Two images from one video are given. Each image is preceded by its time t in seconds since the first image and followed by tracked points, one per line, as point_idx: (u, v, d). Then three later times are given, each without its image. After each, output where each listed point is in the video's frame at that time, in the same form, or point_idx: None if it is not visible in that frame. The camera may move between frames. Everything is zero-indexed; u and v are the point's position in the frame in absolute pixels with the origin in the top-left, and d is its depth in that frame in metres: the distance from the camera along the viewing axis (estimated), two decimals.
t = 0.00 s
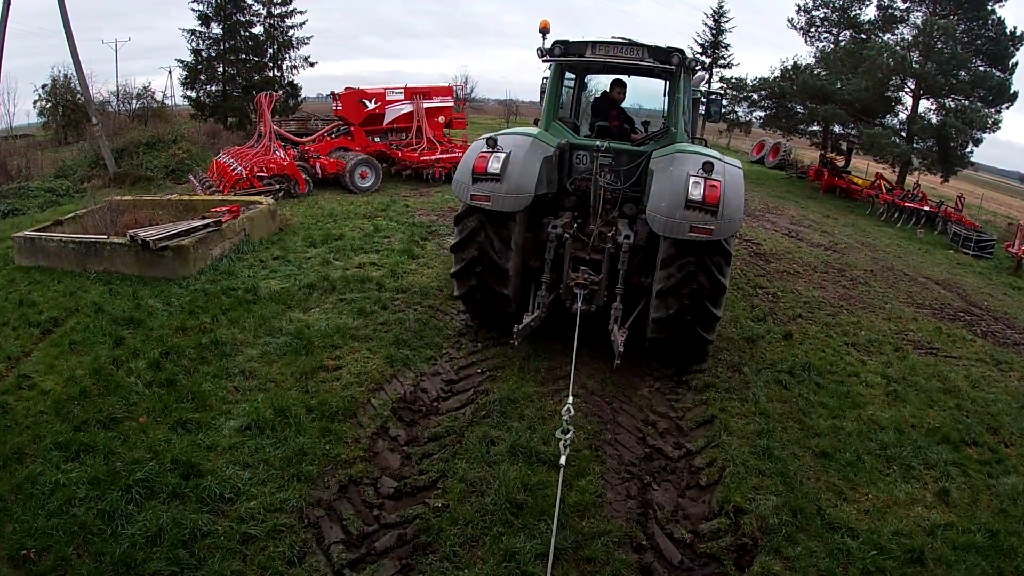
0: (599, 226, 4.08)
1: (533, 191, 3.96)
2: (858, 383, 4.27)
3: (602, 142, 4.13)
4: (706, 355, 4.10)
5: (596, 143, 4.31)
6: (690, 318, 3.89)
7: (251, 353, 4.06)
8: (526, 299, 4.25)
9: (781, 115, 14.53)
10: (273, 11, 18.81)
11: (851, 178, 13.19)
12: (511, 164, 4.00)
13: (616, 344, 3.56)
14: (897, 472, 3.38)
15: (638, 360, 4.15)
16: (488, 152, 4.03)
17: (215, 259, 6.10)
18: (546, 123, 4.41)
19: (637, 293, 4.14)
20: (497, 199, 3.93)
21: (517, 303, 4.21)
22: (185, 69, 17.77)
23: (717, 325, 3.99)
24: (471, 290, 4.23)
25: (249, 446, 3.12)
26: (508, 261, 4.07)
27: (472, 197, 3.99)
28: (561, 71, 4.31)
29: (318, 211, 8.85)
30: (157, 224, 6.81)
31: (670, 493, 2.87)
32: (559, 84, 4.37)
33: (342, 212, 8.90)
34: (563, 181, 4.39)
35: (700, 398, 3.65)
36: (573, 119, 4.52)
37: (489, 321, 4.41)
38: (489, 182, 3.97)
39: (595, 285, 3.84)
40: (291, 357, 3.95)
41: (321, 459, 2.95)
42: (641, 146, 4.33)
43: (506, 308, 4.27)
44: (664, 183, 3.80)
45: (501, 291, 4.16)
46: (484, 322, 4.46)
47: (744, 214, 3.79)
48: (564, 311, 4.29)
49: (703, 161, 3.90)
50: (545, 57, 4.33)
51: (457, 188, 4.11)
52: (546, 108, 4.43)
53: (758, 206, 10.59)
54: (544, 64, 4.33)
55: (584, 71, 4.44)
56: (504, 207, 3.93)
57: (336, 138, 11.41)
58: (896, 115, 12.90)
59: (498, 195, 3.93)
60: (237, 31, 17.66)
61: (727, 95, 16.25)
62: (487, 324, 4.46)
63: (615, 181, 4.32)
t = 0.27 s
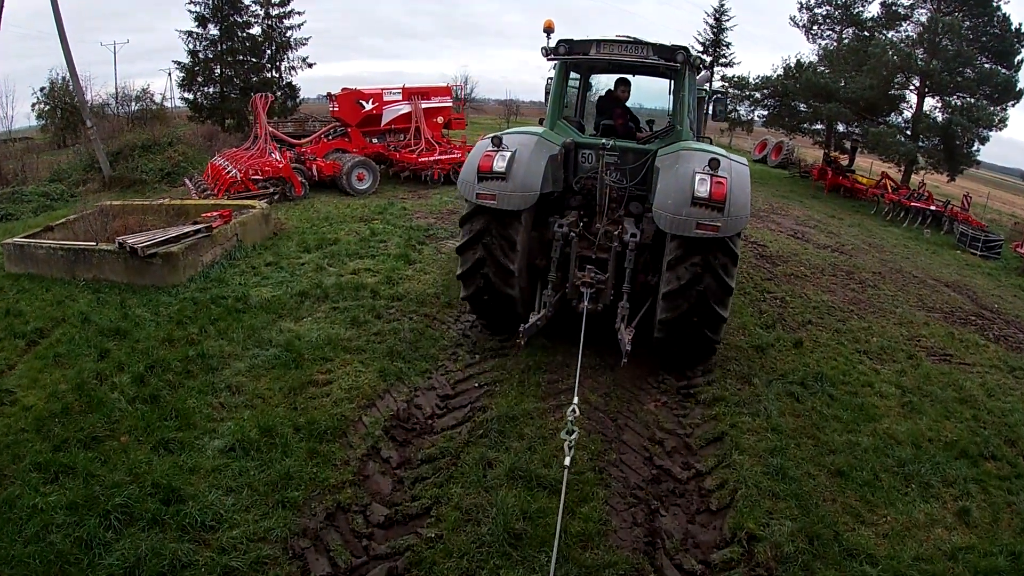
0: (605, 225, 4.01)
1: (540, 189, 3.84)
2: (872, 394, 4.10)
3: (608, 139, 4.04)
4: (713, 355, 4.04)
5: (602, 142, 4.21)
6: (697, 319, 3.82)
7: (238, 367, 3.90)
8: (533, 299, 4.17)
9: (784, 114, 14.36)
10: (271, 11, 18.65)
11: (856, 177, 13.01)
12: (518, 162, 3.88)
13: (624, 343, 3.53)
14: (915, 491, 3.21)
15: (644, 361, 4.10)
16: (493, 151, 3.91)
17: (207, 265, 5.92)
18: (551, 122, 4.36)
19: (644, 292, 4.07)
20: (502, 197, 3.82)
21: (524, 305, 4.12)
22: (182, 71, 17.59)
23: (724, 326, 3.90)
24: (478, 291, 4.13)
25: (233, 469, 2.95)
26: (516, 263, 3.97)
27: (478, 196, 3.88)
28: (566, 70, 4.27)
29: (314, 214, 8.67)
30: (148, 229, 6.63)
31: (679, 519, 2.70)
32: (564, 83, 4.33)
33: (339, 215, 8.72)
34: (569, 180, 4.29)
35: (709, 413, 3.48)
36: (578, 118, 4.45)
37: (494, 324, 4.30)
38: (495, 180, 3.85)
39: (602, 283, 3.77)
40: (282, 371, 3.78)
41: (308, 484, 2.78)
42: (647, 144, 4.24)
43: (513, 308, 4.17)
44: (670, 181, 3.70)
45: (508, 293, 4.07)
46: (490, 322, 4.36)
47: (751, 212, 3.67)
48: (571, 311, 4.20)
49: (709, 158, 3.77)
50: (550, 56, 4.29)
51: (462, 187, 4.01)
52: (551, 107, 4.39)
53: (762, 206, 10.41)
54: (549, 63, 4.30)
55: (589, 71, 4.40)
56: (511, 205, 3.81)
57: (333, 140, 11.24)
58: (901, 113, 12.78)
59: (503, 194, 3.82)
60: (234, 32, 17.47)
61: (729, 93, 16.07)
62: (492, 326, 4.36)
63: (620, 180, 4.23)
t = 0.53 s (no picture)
0: (615, 224, 4.00)
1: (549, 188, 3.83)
2: (889, 408, 3.93)
3: (618, 138, 4.01)
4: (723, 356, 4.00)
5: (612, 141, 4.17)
6: (707, 320, 3.78)
7: (227, 383, 3.72)
8: (543, 299, 4.16)
9: (788, 113, 14.20)
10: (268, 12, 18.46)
11: (860, 177, 12.84)
12: (527, 161, 3.88)
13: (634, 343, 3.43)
14: (937, 512, 3.03)
15: (653, 362, 4.06)
16: (503, 149, 3.91)
17: (198, 273, 5.75)
18: (560, 120, 4.32)
19: (654, 292, 4.04)
20: (512, 195, 3.82)
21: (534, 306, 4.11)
22: (179, 72, 17.40)
23: (735, 327, 3.85)
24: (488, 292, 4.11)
25: (220, 496, 2.77)
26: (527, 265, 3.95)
27: (487, 194, 3.88)
28: (575, 69, 4.25)
29: (310, 217, 8.51)
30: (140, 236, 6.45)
31: (694, 549, 2.54)
32: (573, 84, 4.30)
33: (335, 218, 8.53)
34: (578, 180, 4.27)
35: (722, 431, 3.30)
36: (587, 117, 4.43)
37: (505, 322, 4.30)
38: (505, 179, 3.85)
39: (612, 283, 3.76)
40: (272, 386, 3.61)
41: (298, 515, 2.61)
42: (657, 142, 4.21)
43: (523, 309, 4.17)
44: (681, 178, 3.65)
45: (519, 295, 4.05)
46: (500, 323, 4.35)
47: (763, 210, 3.63)
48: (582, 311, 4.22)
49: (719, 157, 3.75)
50: (559, 56, 4.28)
51: (472, 185, 4.01)
52: (560, 106, 4.34)
53: (767, 207, 10.23)
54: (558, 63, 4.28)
55: (597, 71, 4.38)
56: (519, 203, 3.80)
57: (330, 142, 11.05)
58: (905, 112, 12.62)
59: (513, 192, 3.81)
60: (231, 33, 17.28)
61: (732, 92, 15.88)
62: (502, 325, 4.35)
63: (630, 179, 4.17)
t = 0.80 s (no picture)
0: (630, 221, 3.97)
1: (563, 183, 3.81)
2: (911, 422, 3.74)
3: (633, 135, 4.00)
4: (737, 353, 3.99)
5: (626, 137, 4.17)
6: (723, 317, 3.75)
7: (216, 396, 3.53)
8: (555, 297, 4.15)
9: (794, 111, 14.00)
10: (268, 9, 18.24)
11: (867, 176, 12.65)
12: (542, 155, 3.85)
13: (648, 341, 3.45)
14: (965, 536, 2.84)
15: (666, 359, 4.05)
16: (517, 143, 3.89)
17: (190, 275, 5.55)
18: (574, 115, 4.33)
19: (668, 290, 4.03)
20: (526, 190, 3.79)
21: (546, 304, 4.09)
22: (178, 69, 17.18)
23: (751, 325, 3.83)
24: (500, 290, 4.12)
25: (203, 524, 2.59)
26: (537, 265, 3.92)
27: (500, 188, 3.86)
28: (589, 65, 4.29)
29: (307, 217, 8.32)
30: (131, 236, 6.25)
31: None
32: (587, 79, 4.34)
33: (333, 217, 8.32)
34: (591, 176, 4.25)
35: (741, 449, 3.11)
36: (601, 112, 4.45)
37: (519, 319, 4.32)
38: (519, 173, 3.83)
39: (626, 281, 3.73)
40: (263, 399, 3.42)
41: (287, 547, 2.42)
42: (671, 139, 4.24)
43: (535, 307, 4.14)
44: (697, 174, 3.65)
45: (531, 293, 4.02)
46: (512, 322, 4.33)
47: (779, 206, 3.62)
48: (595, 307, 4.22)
49: (736, 152, 3.74)
50: (572, 52, 4.32)
51: (486, 180, 3.99)
52: (574, 101, 4.36)
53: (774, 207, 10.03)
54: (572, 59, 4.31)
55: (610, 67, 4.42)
56: (533, 198, 3.78)
57: (330, 139, 10.80)
58: (913, 111, 12.38)
59: (527, 186, 3.79)
60: (230, 29, 17.05)
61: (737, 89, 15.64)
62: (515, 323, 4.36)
63: (644, 175, 4.18)
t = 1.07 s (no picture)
0: (640, 216, 3.94)
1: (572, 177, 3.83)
2: (931, 436, 3.56)
3: (644, 129, 4.01)
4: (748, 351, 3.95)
5: (636, 131, 4.18)
6: (735, 315, 3.72)
7: (201, 407, 3.35)
8: (564, 292, 4.17)
9: (801, 108, 13.79)
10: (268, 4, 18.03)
11: (875, 174, 12.45)
12: (550, 150, 3.88)
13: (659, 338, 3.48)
14: (990, 560, 2.65)
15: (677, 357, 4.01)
16: (526, 137, 3.91)
17: (180, 277, 5.38)
18: (584, 109, 4.34)
19: (678, 286, 4.03)
20: (535, 183, 3.81)
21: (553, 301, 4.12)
22: (178, 64, 16.98)
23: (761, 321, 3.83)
24: (505, 287, 4.11)
25: (182, 550, 2.42)
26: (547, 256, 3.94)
27: (509, 182, 3.88)
28: (599, 59, 4.31)
29: (303, 214, 8.14)
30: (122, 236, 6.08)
31: None
32: (597, 72, 4.34)
33: (329, 214, 8.14)
34: (601, 171, 4.29)
35: (755, 467, 2.95)
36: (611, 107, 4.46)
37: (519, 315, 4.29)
38: (528, 167, 3.84)
39: (636, 277, 3.71)
40: (250, 411, 3.25)
41: None
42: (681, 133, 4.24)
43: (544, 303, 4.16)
44: (709, 169, 3.67)
45: (540, 288, 4.04)
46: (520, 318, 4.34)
47: (791, 202, 3.65)
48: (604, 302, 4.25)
49: (747, 148, 3.77)
50: (582, 47, 4.34)
51: (494, 173, 4.00)
52: (584, 95, 4.37)
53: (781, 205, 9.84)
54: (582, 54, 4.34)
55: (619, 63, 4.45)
56: (542, 192, 3.80)
57: (328, 135, 10.57)
58: (922, 108, 12.11)
59: (536, 180, 3.80)
60: (229, 24, 16.83)
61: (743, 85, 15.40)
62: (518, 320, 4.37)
63: (654, 170, 4.21)
